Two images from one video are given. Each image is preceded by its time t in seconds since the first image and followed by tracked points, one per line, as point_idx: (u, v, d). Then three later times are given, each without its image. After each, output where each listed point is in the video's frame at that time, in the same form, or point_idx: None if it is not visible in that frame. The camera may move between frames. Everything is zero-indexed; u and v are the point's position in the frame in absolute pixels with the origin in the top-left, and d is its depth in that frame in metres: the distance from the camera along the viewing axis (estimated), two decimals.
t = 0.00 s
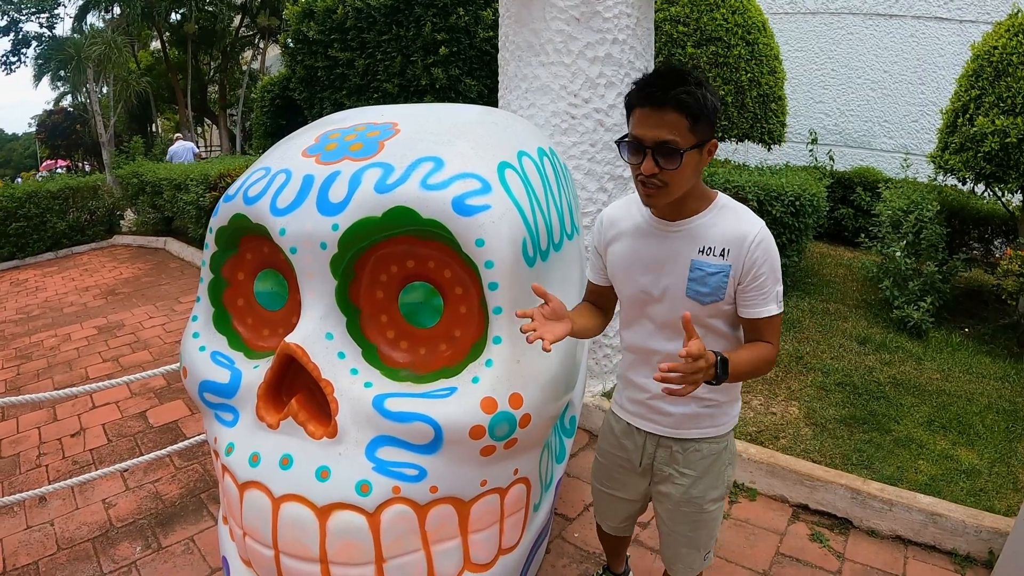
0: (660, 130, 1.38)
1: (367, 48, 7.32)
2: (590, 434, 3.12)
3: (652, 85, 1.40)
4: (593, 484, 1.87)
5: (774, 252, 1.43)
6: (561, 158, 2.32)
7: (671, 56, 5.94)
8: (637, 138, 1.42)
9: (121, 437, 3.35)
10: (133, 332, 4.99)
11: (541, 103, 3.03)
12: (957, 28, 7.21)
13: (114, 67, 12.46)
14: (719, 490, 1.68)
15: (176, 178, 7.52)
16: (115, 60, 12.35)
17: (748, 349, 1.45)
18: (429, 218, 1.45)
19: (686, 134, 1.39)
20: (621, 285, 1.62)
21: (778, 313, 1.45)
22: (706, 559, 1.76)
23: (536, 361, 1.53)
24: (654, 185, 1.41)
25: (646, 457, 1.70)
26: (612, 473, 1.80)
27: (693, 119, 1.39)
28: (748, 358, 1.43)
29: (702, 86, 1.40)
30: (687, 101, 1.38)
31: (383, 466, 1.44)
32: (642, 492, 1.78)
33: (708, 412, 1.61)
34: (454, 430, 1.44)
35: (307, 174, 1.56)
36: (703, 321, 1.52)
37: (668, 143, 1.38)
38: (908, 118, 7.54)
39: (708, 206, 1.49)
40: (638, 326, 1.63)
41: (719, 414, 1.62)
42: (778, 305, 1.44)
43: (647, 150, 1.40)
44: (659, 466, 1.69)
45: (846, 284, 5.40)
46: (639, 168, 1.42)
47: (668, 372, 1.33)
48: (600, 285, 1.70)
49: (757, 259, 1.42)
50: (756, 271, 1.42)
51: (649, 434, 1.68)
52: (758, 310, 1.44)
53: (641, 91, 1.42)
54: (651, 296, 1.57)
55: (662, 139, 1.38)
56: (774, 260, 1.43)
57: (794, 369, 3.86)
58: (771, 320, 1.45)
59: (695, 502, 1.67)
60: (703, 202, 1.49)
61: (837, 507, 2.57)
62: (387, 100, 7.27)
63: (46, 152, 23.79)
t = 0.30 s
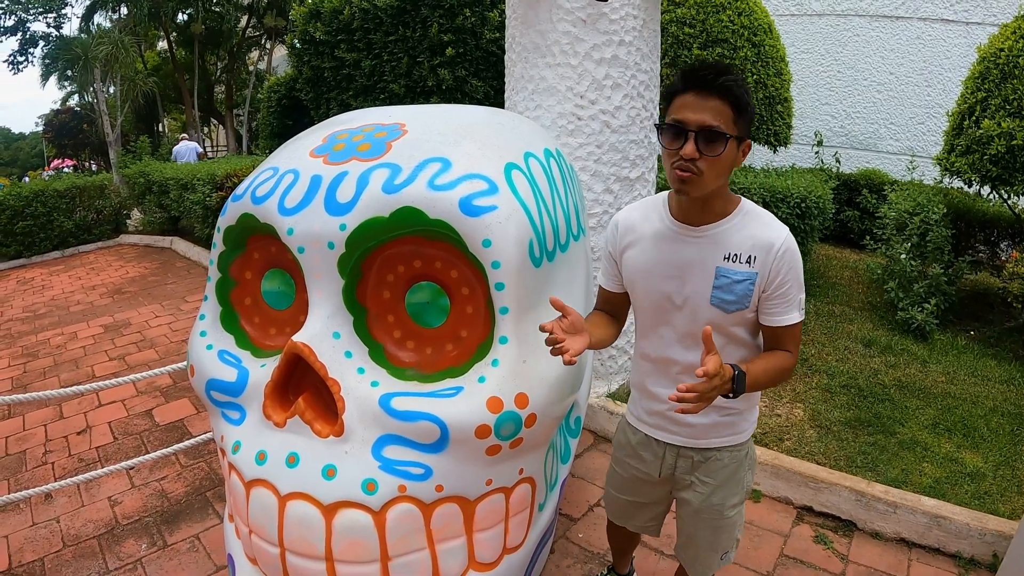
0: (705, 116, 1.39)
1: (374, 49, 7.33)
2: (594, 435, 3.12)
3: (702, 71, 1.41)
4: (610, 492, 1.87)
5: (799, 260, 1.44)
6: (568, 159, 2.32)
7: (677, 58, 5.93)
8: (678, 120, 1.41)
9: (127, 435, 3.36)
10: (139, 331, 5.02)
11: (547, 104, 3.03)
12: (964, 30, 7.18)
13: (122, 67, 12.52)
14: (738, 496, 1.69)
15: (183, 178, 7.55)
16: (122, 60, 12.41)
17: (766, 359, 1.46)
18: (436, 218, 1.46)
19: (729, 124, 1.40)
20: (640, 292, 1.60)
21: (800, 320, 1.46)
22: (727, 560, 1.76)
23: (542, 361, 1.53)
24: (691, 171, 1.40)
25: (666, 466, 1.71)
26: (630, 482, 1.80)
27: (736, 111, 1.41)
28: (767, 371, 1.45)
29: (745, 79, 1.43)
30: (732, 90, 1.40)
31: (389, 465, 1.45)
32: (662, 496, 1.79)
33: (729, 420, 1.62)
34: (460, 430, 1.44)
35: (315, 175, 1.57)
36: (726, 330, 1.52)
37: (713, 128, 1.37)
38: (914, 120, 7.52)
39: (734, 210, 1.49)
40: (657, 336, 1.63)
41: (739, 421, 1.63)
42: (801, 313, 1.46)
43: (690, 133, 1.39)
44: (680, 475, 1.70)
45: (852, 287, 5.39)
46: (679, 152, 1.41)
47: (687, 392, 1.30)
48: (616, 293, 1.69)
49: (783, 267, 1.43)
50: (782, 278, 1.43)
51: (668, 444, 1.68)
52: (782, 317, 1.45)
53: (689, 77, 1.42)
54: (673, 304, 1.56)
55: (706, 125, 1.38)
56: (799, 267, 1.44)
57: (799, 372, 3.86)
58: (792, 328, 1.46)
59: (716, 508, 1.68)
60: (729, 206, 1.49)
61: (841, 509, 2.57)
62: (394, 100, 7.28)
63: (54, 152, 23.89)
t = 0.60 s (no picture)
0: (751, 116, 1.40)
1: (374, 52, 7.35)
2: (594, 438, 3.13)
3: (750, 73, 1.43)
4: (612, 507, 1.87)
5: (819, 272, 1.44)
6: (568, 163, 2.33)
7: (677, 61, 5.95)
8: (723, 116, 1.42)
9: (127, 437, 3.37)
10: (140, 333, 5.02)
11: (548, 108, 3.04)
12: (963, 33, 7.20)
13: (122, 69, 12.54)
14: (744, 515, 1.69)
15: (183, 180, 7.56)
16: (123, 62, 12.43)
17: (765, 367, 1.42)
18: (437, 221, 1.47)
19: (773, 127, 1.42)
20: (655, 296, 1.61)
21: (810, 337, 1.42)
22: None
23: (542, 363, 1.54)
24: (733, 168, 1.40)
25: (671, 481, 1.71)
26: (633, 497, 1.81)
27: (778, 117, 1.43)
28: (762, 376, 1.41)
29: (785, 88, 1.46)
30: (776, 95, 1.42)
31: (390, 467, 1.45)
32: (666, 511, 1.80)
33: (736, 437, 1.62)
34: (461, 432, 1.45)
35: (316, 178, 1.58)
36: (737, 340, 1.52)
37: (759, 127, 1.39)
38: (913, 123, 7.54)
39: (759, 218, 1.50)
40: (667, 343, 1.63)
41: (747, 437, 1.62)
42: (810, 331, 1.42)
43: (736, 130, 1.39)
44: (684, 490, 1.71)
45: (851, 289, 5.40)
46: (721, 148, 1.41)
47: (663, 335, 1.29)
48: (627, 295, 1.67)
49: (801, 277, 1.42)
50: (799, 288, 1.43)
51: (674, 458, 1.69)
52: (792, 330, 1.42)
53: (736, 77, 1.44)
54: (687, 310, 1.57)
55: (753, 125, 1.39)
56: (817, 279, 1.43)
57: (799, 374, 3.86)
58: (802, 342, 1.42)
59: (719, 526, 1.68)
60: (754, 214, 1.50)
61: (840, 512, 2.57)
62: (394, 103, 7.29)
63: (54, 154, 23.91)
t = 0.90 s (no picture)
0: (747, 135, 1.38)
1: (372, 54, 7.35)
2: (592, 440, 3.13)
3: (743, 86, 1.40)
4: (613, 503, 1.88)
5: (821, 287, 1.42)
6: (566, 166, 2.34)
7: (674, 63, 5.96)
8: (717, 137, 1.40)
9: (125, 440, 3.37)
10: (138, 336, 5.02)
11: (545, 110, 3.05)
12: (960, 34, 7.21)
13: (120, 72, 12.53)
14: (747, 519, 1.69)
15: (181, 183, 7.55)
16: (121, 65, 12.44)
17: (752, 387, 1.41)
18: (435, 224, 1.47)
19: (770, 142, 1.40)
20: (660, 307, 1.63)
21: (807, 354, 1.42)
22: None
23: (541, 366, 1.54)
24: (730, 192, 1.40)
25: (676, 481, 1.72)
26: (637, 494, 1.81)
27: (777, 129, 1.40)
28: (748, 397, 1.40)
29: (784, 93, 1.42)
30: (774, 106, 1.39)
31: (388, 469, 1.46)
32: (668, 513, 1.80)
33: (742, 443, 1.62)
34: (459, 434, 1.45)
35: (314, 181, 1.59)
36: (739, 355, 1.54)
37: (754, 148, 1.37)
38: (910, 125, 7.56)
39: (763, 229, 1.49)
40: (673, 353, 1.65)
41: (753, 444, 1.63)
42: (808, 349, 1.41)
43: (731, 152, 1.39)
44: (689, 491, 1.71)
45: (849, 291, 5.41)
46: (717, 171, 1.40)
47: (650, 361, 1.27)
48: (637, 304, 1.68)
49: (801, 293, 1.41)
50: (798, 305, 1.42)
51: (680, 459, 1.70)
52: (788, 345, 1.41)
53: (731, 92, 1.41)
54: (691, 321, 1.59)
55: (750, 145, 1.38)
56: (819, 295, 1.41)
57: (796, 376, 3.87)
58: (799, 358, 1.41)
59: (721, 529, 1.68)
60: (759, 224, 1.49)
61: (838, 513, 2.58)
62: (392, 106, 7.30)
63: (51, 157, 23.86)
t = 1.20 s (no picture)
0: (752, 125, 1.38)
1: (370, 55, 7.35)
2: (591, 440, 3.13)
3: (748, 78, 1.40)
4: (614, 501, 1.88)
5: (823, 290, 1.42)
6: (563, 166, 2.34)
7: (671, 64, 5.97)
8: (722, 126, 1.40)
9: (124, 442, 3.36)
10: (136, 338, 5.01)
11: (543, 111, 3.06)
12: (957, 34, 7.23)
13: (117, 74, 12.52)
14: (746, 520, 1.69)
15: (179, 185, 7.55)
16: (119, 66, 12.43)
17: (748, 390, 1.44)
18: (433, 225, 1.47)
19: (774, 136, 1.40)
20: (660, 307, 1.63)
21: (810, 357, 1.43)
22: None
23: (540, 366, 1.55)
24: (733, 179, 1.40)
25: (674, 482, 1.72)
26: (637, 494, 1.82)
27: (782, 123, 1.40)
28: (743, 400, 1.43)
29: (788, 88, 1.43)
30: (779, 99, 1.39)
31: (387, 470, 1.46)
32: (667, 513, 1.80)
33: (740, 445, 1.62)
34: (458, 435, 1.45)
35: (313, 182, 1.59)
36: (739, 355, 1.54)
37: (759, 138, 1.37)
38: (908, 124, 7.58)
39: (765, 229, 1.48)
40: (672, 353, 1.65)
41: (750, 446, 1.63)
42: (810, 352, 1.42)
43: (735, 141, 1.38)
44: (687, 491, 1.72)
45: (847, 290, 5.42)
46: (720, 161, 1.40)
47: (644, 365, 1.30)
48: (638, 304, 1.69)
49: (803, 296, 1.41)
50: (800, 308, 1.42)
51: (677, 459, 1.70)
52: (790, 349, 1.43)
53: (737, 84, 1.42)
54: (690, 321, 1.59)
55: (753, 135, 1.37)
56: (820, 298, 1.42)
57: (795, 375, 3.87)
58: (801, 362, 1.43)
59: (720, 530, 1.69)
60: (761, 223, 1.48)
61: (837, 512, 2.58)
62: (389, 107, 7.29)
63: (48, 159, 23.83)
